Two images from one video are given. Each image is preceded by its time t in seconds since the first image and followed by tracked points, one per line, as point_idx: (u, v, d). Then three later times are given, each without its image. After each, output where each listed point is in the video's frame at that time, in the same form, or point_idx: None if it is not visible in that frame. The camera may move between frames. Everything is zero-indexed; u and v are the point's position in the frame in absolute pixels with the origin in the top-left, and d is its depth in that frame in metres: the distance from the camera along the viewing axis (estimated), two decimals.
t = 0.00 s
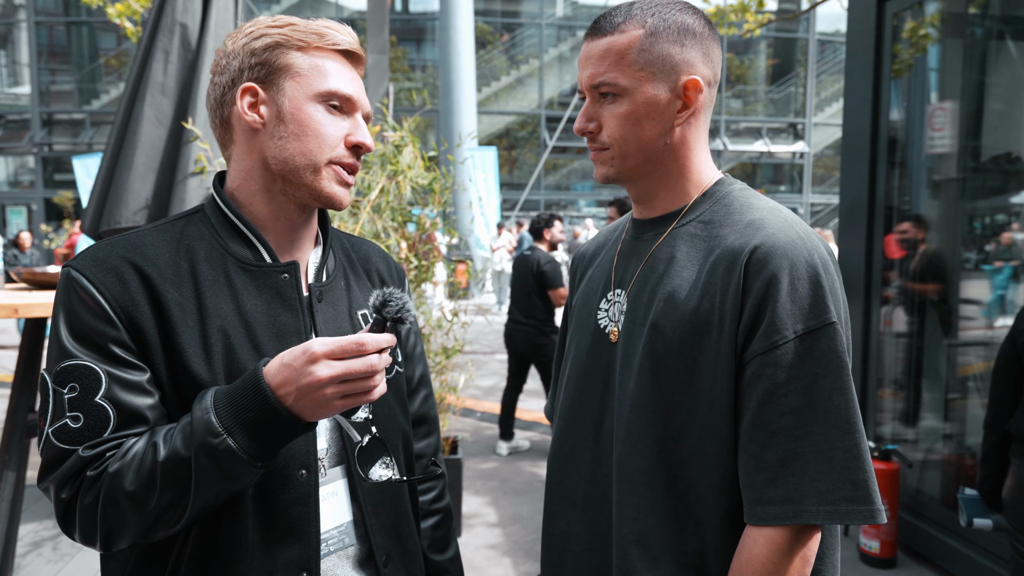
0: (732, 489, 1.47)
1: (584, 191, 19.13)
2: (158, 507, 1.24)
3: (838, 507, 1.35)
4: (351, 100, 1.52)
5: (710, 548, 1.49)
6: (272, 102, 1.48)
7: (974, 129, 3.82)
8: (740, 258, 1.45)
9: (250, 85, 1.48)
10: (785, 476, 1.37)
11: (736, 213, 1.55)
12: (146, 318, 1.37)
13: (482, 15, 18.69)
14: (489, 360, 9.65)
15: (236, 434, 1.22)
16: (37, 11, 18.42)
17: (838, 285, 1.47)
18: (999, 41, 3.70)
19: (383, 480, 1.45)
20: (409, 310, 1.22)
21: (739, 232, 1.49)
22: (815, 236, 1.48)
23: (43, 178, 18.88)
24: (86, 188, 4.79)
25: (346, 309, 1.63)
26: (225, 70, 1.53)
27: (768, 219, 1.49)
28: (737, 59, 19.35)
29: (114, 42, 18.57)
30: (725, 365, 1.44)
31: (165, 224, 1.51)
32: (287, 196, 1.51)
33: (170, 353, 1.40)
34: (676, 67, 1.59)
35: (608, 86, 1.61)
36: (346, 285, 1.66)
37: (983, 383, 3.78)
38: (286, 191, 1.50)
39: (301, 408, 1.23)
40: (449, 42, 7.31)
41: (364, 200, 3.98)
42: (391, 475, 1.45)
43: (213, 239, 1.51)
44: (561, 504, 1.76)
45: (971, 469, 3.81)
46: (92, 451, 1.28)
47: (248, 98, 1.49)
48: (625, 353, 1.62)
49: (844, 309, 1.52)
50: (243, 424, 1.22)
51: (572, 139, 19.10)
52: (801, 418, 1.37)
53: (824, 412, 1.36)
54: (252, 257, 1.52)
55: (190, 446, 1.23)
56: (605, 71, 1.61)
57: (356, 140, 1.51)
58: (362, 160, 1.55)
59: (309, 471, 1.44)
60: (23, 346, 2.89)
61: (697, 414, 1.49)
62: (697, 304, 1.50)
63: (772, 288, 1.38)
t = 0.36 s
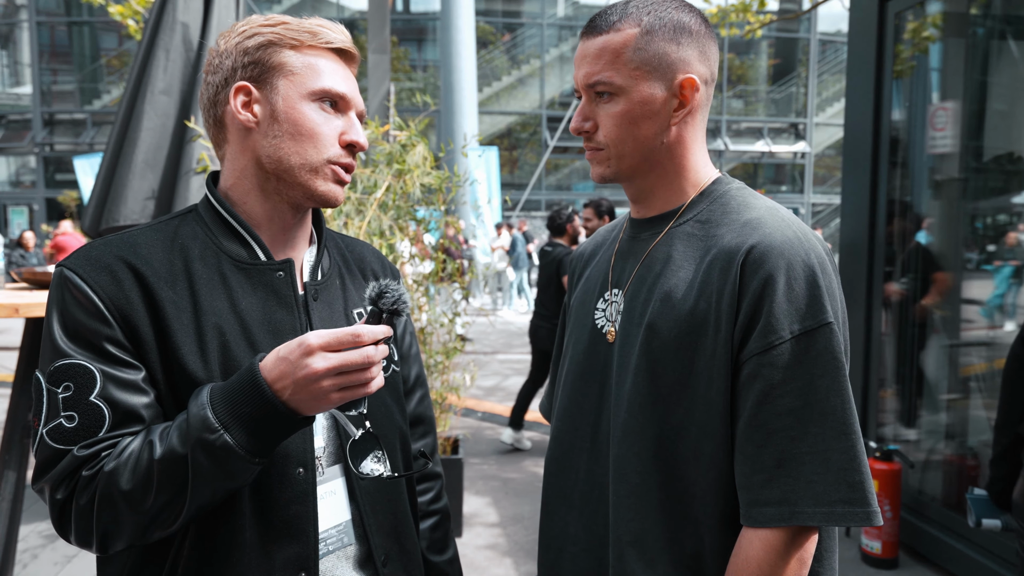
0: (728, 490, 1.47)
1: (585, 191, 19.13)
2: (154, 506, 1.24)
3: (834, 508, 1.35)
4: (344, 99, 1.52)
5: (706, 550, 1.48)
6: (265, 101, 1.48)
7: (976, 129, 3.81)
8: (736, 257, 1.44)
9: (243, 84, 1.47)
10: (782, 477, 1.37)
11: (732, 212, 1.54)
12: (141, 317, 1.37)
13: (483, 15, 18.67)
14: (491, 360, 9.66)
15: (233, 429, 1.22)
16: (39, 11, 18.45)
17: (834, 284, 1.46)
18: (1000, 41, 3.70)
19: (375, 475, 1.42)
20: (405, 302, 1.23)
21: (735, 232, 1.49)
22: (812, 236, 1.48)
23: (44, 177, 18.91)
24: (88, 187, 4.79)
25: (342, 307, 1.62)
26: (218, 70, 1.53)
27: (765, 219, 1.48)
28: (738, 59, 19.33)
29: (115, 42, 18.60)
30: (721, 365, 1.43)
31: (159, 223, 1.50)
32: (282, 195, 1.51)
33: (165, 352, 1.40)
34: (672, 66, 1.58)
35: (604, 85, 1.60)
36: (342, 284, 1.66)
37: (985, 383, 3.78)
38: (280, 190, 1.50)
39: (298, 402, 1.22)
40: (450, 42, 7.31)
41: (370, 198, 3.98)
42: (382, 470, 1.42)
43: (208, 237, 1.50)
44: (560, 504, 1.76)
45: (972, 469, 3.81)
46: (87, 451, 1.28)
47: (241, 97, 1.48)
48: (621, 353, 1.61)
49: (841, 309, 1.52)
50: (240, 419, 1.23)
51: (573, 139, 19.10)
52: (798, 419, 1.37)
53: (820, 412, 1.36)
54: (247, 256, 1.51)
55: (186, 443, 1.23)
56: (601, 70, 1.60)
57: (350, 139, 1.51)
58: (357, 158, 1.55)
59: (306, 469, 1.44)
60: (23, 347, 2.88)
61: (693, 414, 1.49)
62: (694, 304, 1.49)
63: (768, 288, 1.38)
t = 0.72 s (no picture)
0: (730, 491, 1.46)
1: (586, 191, 19.12)
2: (144, 508, 1.24)
3: (833, 509, 1.34)
4: (337, 96, 1.50)
5: (705, 551, 1.48)
6: (256, 99, 1.47)
7: (978, 129, 3.81)
8: (735, 257, 1.44)
9: (235, 82, 1.47)
10: (781, 478, 1.36)
11: (731, 211, 1.54)
12: (131, 318, 1.36)
13: (484, 14, 18.66)
14: (491, 360, 9.66)
15: (219, 434, 1.22)
16: (40, 12, 18.47)
17: (834, 285, 1.46)
18: (1001, 40, 3.71)
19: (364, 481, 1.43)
20: (395, 305, 1.21)
21: (734, 231, 1.48)
22: (811, 235, 1.47)
23: (45, 178, 18.92)
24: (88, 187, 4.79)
25: (336, 307, 1.61)
26: (210, 67, 1.52)
27: (764, 218, 1.48)
28: (739, 59, 19.33)
29: (116, 42, 18.59)
30: (720, 365, 1.43)
31: (151, 224, 1.50)
32: (275, 195, 1.50)
33: (155, 353, 1.39)
34: (669, 64, 1.58)
35: (601, 84, 1.60)
36: (337, 283, 1.65)
37: (987, 383, 3.78)
38: (273, 189, 1.49)
39: (284, 406, 1.22)
40: (449, 42, 7.31)
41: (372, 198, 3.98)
42: (372, 476, 1.43)
43: (200, 238, 1.50)
44: (559, 505, 1.75)
45: (973, 469, 3.81)
46: (78, 452, 1.28)
47: (233, 96, 1.48)
48: (620, 352, 1.61)
49: (841, 309, 1.51)
50: (227, 423, 1.22)
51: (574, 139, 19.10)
52: (797, 419, 1.36)
53: (819, 413, 1.35)
54: (240, 256, 1.51)
55: (174, 446, 1.23)
56: (598, 68, 1.60)
57: (344, 137, 1.49)
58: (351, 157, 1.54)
59: (298, 471, 1.43)
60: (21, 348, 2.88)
61: (693, 415, 1.48)
62: (692, 304, 1.49)
63: (767, 287, 1.38)
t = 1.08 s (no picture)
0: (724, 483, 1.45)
1: (586, 191, 19.13)
2: (147, 510, 1.24)
3: (825, 500, 1.34)
4: (337, 98, 1.50)
5: (708, 550, 1.47)
6: (254, 101, 1.47)
7: (978, 129, 3.80)
8: (734, 248, 1.43)
9: (232, 83, 1.46)
10: (770, 469, 1.36)
11: (740, 208, 1.54)
12: (131, 320, 1.36)
13: (485, 15, 18.67)
14: (493, 360, 9.66)
15: (224, 437, 1.22)
16: (41, 13, 18.52)
17: (836, 279, 1.44)
18: (1002, 40, 3.68)
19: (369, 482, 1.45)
20: (399, 310, 1.22)
21: (737, 225, 1.48)
22: (815, 230, 1.45)
23: (46, 178, 18.95)
24: (91, 188, 4.80)
25: (334, 307, 1.61)
26: (207, 66, 1.52)
27: (767, 211, 1.47)
28: (740, 59, 19.32)
29: (117, 43, 18.60)
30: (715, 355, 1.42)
31: (149, 225, 1.49)
32: (272, 196, 1.50)
33: (156, 355, 1.39)
34: (679, 70, 1.58)
35: (619, 96, 1.55)
36: (335, 283, 1.65)
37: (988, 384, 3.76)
38: (271, 191, 1.49)
39: (289, 410, 1.22)
40: (450, 42, 7.31)
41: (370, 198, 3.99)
42: (377, 477, 1.46)
43: (199, 240, 1.50)
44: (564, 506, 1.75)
45: (974, 469, 3.80)
46: (80, 455, 1.28)
47: (230, 96, 1.47)
48: (627, 349, 1.62)
49: (845, 305, 1.49)
50: (230, 426, 1.22)
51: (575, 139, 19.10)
52: (789, 411, 1.36)
53: (813, 405, 1.35)
54: (239, 257, 1.51)
55: (178, 449, 1.23)
56: (614, 80, 1.55)
57: (342, 139, 1.49)
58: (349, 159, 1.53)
59: (297, 471, 1.43)
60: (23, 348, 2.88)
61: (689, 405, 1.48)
62: (694, 298, 1.49)
63: (764, 278, 1.37)
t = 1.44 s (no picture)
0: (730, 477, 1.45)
1: (587, 191, 19.13)
2: (147, 507, 1.24)
3: (834, 499, 1.34)
4: (334, 94, 1.49)
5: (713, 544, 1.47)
6: (252, 99, 1.47)
7: (980, 129, 3.79)
8: (748, 246, 1.44)
9: (231, 82, 1.47)
10: (778, 467, 1.36)
11: (751, 207, 1.54)
12: (134, 318, 1.36)
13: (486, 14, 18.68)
14: (494, 360, 9.67)
15: (219, 435, 1.22)
16: (42, 13, 18.54)
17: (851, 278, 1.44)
18: (1004, 39, 3.68)
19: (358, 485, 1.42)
20: (393, 310, 1.21)
21: (750, 223, 1.48)
22: (829, 230, 1.45)
23: (47, 178, 18.95)
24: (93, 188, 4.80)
25: (338, 306, 1.61)
26: (210, 65, 1.53)
27: (780, 209, 1.47)
28: (740, 59, 19.32)
29: (118, 43, 18.61)
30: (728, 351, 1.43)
31: (153, 223, 1.50)
32: (271, 194, 1.50)
33: (158, 353, 1.39)
34: (670, 79, 1.57)
35: (604, 107, 1.58)
36: (339, 282, 1.65)
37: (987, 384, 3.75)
38: (271, 190, 1.49)
39: (284, 409, 1.22)
40: (451, 42, 7.32)
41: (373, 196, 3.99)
42: (366, 481, 1.42)
43: (202, 238, 1.50)
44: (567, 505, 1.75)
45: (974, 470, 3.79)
46: (81, 451, 1.28)
47: (229, 95, 1.48)
48: (640, 346, 1.62)
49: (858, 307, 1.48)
50: (227, 425, 1.22)
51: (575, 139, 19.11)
52: (799, 408, 1.36)
53: (823, 403, 1.35)
54: (242, 256, 1.51)
55: (175, 446, 1.23)
56: (599, 91, 1.58)
57: (339, 136, 1.48)
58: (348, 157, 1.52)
59: (297, 471, 1.43)
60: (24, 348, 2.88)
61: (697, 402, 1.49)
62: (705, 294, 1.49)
63: (777, 275, 1.37)
